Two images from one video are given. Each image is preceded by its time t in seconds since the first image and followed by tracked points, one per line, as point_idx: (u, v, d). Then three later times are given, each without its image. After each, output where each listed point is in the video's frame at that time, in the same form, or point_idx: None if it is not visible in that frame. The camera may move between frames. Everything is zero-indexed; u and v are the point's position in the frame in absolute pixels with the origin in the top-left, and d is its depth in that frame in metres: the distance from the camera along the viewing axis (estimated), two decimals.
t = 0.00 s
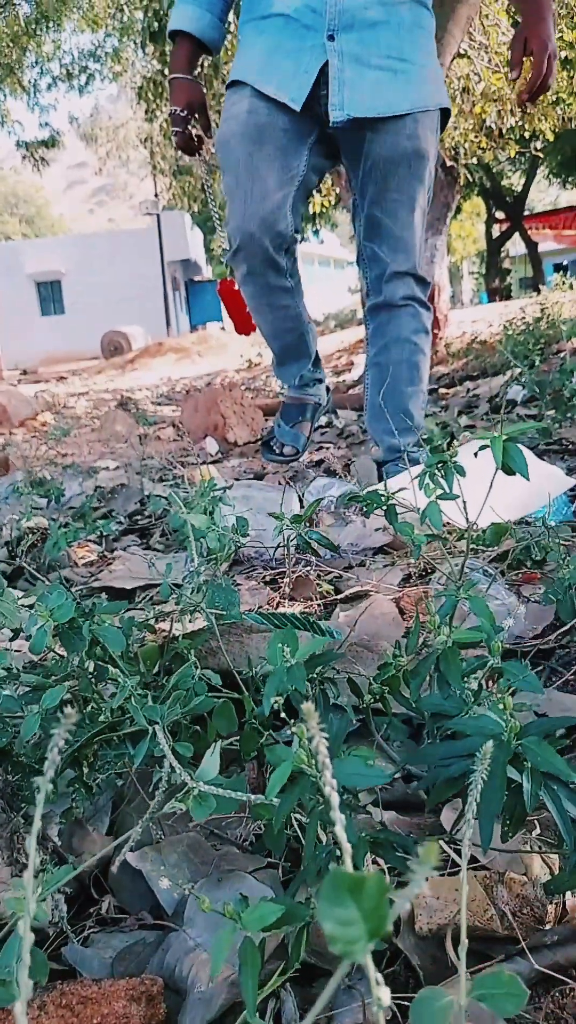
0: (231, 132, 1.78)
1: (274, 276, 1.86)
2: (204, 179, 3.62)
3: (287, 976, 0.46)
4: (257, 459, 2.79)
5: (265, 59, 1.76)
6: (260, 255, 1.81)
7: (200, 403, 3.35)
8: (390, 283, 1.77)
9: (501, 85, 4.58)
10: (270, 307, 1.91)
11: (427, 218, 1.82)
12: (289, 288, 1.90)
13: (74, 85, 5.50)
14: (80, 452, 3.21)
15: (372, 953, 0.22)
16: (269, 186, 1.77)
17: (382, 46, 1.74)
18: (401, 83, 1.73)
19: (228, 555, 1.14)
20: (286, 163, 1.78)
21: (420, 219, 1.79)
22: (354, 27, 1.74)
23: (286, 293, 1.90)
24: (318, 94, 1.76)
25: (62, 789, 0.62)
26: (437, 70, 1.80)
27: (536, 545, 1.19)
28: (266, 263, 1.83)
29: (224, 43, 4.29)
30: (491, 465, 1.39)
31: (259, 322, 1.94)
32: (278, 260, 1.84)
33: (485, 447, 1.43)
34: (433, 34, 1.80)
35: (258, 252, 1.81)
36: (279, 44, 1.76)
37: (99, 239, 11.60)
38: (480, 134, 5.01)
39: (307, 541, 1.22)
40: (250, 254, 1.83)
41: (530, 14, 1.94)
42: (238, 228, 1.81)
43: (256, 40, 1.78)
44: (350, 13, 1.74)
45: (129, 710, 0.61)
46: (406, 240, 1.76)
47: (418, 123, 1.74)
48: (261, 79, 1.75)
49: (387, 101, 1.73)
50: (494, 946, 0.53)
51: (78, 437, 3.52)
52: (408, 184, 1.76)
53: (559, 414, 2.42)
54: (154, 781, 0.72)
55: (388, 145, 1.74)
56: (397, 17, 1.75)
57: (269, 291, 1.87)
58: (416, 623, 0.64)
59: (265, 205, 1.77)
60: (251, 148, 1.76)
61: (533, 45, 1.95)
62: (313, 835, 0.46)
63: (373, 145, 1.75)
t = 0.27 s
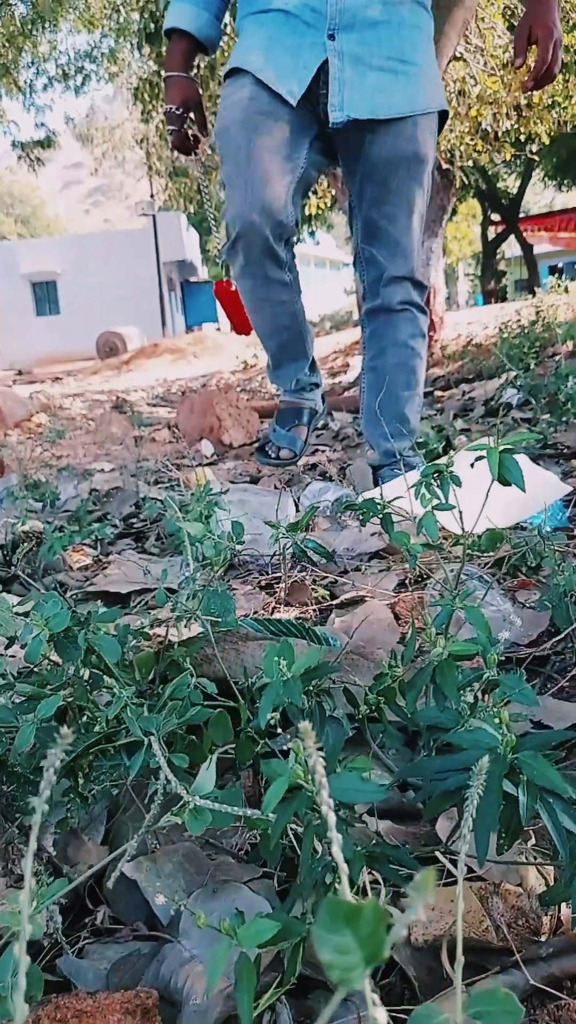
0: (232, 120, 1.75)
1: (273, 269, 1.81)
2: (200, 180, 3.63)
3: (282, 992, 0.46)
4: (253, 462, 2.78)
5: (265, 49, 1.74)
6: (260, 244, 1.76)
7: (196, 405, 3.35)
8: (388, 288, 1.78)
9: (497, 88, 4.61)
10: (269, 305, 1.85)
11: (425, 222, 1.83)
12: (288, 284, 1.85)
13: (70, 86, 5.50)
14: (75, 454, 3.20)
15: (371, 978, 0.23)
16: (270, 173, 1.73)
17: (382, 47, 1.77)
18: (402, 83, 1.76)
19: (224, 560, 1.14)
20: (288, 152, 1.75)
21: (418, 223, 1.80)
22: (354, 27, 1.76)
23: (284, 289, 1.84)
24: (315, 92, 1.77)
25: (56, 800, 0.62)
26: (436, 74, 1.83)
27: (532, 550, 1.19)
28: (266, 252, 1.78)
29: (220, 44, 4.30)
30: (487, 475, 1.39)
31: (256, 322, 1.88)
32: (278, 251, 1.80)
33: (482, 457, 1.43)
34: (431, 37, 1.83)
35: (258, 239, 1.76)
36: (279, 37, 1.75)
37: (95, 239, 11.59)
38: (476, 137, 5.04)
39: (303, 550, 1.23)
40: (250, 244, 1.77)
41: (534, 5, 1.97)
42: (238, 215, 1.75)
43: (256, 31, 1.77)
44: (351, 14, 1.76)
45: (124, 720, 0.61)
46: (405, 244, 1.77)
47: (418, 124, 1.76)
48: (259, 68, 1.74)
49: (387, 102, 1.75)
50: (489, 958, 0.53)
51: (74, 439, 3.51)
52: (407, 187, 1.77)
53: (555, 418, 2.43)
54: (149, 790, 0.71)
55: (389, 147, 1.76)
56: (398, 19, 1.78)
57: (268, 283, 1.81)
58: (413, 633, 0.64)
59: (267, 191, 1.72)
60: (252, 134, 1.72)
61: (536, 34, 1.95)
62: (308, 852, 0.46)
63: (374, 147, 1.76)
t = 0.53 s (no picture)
0: (231, 107, 1.73)
1: (271, 260, 1.78)
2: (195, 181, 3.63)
3: (275, 1006, 0.46)
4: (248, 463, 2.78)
5: (265, 39, 1.73)
6: (259, 232, 1.73)
7: (190, 406, 3.35)
8: (385, 291, 1.78)
9: (492, 91, 4.65)
10: (265, 299, 1.81)
11: (421, 226, 1.84)
12: (284, 278, 1.82)
13: (65, 84, 5.50)
14: (68, 455, 3.19)
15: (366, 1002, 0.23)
16: (271, 159, 1.71)
17: (381, 47, 1.78)
18: (401, 83, 1.77)
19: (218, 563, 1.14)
20: (288, 139, 1.74)
21: (415, 227, 1.81)
22: (353, 26, 1.77)
23: (281, 283, 1.81)
24: (309, 84, 1.78)
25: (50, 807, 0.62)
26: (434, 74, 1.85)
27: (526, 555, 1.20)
28: (265, 241, 1.75)
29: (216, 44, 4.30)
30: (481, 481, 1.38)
31: (251, 318, 1.84)
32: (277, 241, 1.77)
33: (477, 464, 1.43)
34: (430, 38, 1.85)
35: (257, 227, 1.73)
36: (278, 30, 1.75)
37: (90, 238, 11.57)
38: (471, 139, 5.08)
39: (297, 558, 1.23)
40: (248, 232, 1.74)
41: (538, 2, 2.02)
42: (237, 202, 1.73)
43: (256, 22, 1.76)
44: (350, 12, 1.77)
45: (119, 730, 0.61)
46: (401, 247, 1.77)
47: (417, 125, 1.77)
48: (258, 57, 1.72)
49: (385, 103, 1.76)
50: (482, 968, 0.53)
51: (67, 440, 3.51)
52: (404, 189, 1.78)
53: (548, 422, 2.45)
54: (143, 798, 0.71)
55: (387, 149, 1.77)
56: (397, 19, 1.80)
57: (265, 275, 1.79)
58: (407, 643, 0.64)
59: (267, 177, 1.71)
60: (252, 120, 1.71)
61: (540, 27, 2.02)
62: (303, 866, 0.46)
63: (373, 149, 1.78)
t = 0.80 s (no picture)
0: (231, 95, 1.73)
1: (268, 252, 1.78)
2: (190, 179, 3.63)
3: (266, 1018, 0.46)
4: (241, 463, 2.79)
5: (263, 32, 1.73)
6: (258, 220, 1.73)
7: (184, 406, 3.34)
8: (380, 294, 1.78)
9: (488, 92, 4.67)
10: (260, 293, 1.80)
11: (416, 229, 1.84)
12: (280, 272, 1.81)
13: (60, 81, 5.50)
14: (62, 455, 3.18)
15: None
16: (271, 147, 1.71)
17: (380, 46, 1.78)
18: (399, 83, 1.77)
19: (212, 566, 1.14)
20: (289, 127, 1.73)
21: (410, 230, 1.81)
22: (352, 23, 1.77)
23: (277, 277, 1.81)
24: (307, 76, 1.78)
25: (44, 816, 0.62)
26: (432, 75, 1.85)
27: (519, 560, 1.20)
28: (263, 231, 1.75)
29: (212, 43, 4.30)
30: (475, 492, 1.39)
31: (246, 313, 1.83)
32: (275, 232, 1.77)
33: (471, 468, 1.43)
34: (429, 38, 1.85)
35: (256, 216, 1.73)
36: (277, 24, 1.75)
37: (84, 236, 11.55)
38: (466, 140, 5.09)
39: (291, 565, 1.24)
40: (246, 221, 1.74)
41: None
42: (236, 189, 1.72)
43: (255, 15, 1.76)
44: (349, 10, 1.77)
45: (112, 738, 0.61)
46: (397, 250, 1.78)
47: (414, 127, 1.77)
48: (258, 50, 1.72)
49: (382, 102, 1.75)
50: (474, 977, 0.54)
51: (60, 439, 3.50)
52: (400, 192, 1.79)
53: (542, 424, 2.45)
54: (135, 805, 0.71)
55: (384, 151, 1.77)
56: (396, 18, 1.79)
57: (262, 267, 1.78)
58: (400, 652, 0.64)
59: (267, 164, 1.70)
60: (254, 108, 1.71)
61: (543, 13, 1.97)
62: (295, 879, 0.46)
63: (369, 151, 1.77)
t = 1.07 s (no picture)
0: (231, 86, 1.72)
1: (266, 244, 1.77)
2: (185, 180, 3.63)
3: None
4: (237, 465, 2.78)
5: (261, 25, 1.72)
6: (257, 210, 1.73)
7: (179, 408, 3.34)
8: (376, 296, 1.78)
9: (483, 94, 4.69)
10: (257, 289, 1.79)
11: (412, 233, 1.85)
12: (278, 269, 1.80)
13: (55, 81, 5.49)
14: (56, 457, 3.18)
15: None
16: (273, 138, 1.70)
17: (377, 45, 1.79)
18: (396, 82, 1.78)
19: (207, 571, 1.14)
20: (288, 118, 1.72)
21: (406, 233, 1.82)
22: (351, 20, 1.78)
23: (274, 273, 1.80)
24: (305, 72, 1.77)
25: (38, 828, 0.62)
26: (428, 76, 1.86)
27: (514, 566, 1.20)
28: (262, 222, 1.74)
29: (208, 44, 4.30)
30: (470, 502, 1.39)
31: (241, 310, 1.80)
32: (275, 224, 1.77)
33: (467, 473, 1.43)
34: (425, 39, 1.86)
35: (255, 205, 1.72)
36: (275, 17, 1.74)
37: (80, 236, 11.54)
38: (461, 141, 5.10)
39: (287, 574, 1.24)
40: (245, 210, 1.73)
41: None
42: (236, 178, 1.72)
43: (255, 9, 1.75)
44: (348, 8, 1.78)
45: (108, 749, 0.61)
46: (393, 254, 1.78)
47: (411, 130, 1.78)
48: (259, 42, 1.70)
49: (377, 103, 1.76)
50: (468, 987, 0.54)
51: (55, 441, 3.49)
52: (397, 196, 1.79)
53: (537, 427, 2.46)
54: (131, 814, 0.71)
55: (382, 154, 1.77)
56: (394, 19, 1.81)
57: (259, 259, 1.78)
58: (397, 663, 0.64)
59: (267, 154, 1.70)
60: (254, 98, 1.70)
61: (544, 5, 1.94)
62: (291, 895, 0.46)
63: (366, 154, 1.77)
